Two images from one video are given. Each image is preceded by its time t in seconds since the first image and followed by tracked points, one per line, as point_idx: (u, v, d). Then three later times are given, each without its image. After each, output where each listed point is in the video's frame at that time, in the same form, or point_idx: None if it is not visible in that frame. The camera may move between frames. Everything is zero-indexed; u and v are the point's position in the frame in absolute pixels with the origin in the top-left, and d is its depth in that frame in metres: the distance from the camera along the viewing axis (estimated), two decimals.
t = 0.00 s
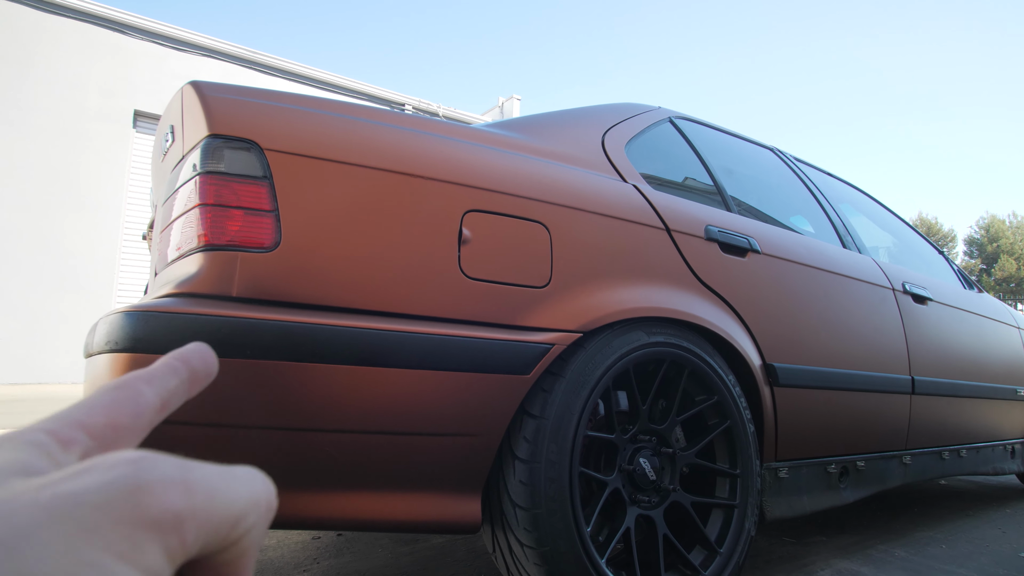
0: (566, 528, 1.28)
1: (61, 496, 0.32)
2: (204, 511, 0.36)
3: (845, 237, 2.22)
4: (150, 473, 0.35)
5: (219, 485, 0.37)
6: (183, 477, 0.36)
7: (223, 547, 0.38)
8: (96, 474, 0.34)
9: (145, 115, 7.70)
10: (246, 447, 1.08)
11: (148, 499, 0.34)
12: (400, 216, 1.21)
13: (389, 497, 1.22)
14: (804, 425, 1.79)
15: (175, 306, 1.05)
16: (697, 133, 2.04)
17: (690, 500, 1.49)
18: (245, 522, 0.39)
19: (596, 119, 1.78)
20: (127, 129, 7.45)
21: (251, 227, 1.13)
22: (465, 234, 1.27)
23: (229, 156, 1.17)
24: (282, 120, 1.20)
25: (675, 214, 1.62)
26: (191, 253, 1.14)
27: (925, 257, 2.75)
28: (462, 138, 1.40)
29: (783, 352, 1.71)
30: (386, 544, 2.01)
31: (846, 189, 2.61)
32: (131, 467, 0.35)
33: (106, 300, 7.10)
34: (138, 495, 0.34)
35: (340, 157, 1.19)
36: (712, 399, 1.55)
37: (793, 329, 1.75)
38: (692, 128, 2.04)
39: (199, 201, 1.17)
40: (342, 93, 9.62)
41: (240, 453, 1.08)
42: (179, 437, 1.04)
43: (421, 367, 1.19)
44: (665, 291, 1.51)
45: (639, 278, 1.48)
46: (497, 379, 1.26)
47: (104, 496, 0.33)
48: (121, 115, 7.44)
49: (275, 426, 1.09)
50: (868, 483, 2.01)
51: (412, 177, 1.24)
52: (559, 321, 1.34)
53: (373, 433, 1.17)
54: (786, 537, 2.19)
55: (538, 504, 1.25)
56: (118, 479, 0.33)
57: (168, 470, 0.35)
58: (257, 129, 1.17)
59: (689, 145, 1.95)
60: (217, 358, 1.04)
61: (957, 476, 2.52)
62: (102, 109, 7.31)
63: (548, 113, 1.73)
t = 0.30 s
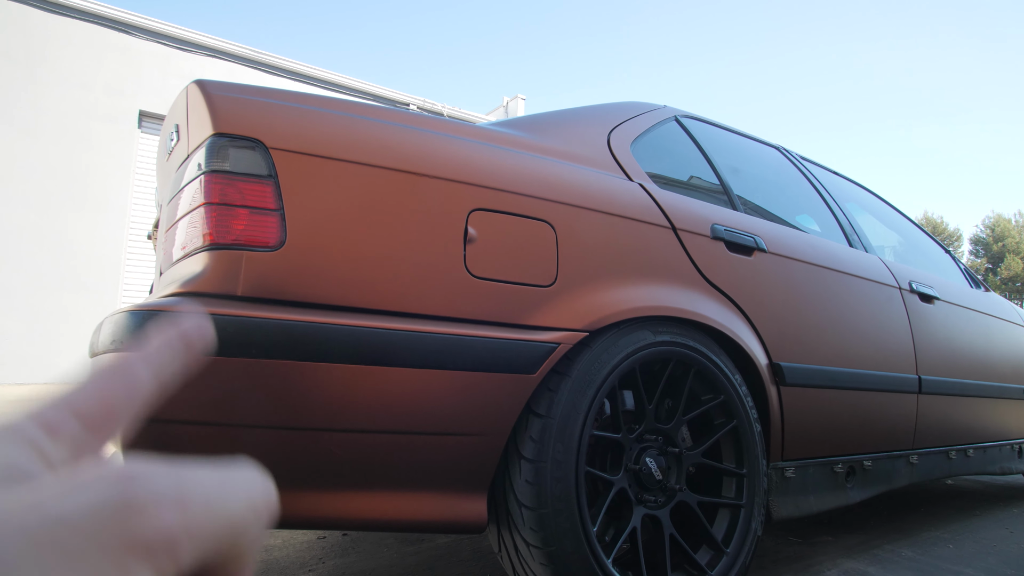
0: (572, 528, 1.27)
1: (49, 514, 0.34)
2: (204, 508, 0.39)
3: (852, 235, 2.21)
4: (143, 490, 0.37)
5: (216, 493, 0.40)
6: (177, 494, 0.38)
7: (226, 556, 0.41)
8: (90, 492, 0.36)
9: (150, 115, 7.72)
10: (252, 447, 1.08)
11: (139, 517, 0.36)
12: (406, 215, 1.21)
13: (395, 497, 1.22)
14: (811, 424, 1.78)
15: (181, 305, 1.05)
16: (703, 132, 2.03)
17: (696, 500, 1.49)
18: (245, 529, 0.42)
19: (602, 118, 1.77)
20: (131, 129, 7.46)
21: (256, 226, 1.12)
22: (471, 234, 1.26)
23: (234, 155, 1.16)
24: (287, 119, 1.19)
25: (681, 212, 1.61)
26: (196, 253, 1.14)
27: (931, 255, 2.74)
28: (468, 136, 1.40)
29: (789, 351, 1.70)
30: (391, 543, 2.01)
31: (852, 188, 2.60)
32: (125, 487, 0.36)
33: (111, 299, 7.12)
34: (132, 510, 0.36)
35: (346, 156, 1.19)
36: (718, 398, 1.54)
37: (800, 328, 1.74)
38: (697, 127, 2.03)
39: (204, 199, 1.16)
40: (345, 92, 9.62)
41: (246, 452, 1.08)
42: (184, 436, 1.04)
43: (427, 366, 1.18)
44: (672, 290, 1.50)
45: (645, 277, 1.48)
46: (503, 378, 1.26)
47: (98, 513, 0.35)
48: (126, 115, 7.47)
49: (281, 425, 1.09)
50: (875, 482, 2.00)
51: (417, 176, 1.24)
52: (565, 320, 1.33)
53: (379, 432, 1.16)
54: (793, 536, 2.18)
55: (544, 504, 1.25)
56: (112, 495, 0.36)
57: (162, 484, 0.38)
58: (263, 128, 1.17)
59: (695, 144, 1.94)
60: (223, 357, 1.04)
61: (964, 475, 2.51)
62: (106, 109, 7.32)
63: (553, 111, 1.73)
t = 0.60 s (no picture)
0: (580, 528, 1.27)
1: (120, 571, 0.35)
2: None
3: (862, 236, 2.19)
4: None
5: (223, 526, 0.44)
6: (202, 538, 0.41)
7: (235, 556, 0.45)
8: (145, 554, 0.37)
9: (158, 114, 7.76)
10: (261, 444, 1.08)
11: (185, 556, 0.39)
12: (414, 213, 1.21)
13: (403, 496, 1.21)
14: (820, 426, 1.77)
15: (192, 302, 1.05)
16: (712, 131, 2.02)
17: (704, 501, 1.48)
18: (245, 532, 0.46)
19: (610, 117, 1.76)
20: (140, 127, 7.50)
21: (267, 224, 1.12)
22: (480, 232, 1.26)
23: (245, 152, 1.17)
24: (297, 117, 1.19)
25: (690, 212, 1.60)
26: (207, 250, 1.14)
27: (942, 257, 2.72)
28: (477, 135, 1.39)
29: (799, 352, 1.69)
30: (397, 542, 2.01)
31: (862, 188, 2.58)
32: None
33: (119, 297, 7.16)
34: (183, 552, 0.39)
35: (356, 154, 1.19)
36: (727, 399, 1.53)
37: (810, 329, 1.73)
38: (706, 126, 2.02)
39: (215, 197, 1.17)
40: (352, 91, 9.63)
41: (255, 450, 1.08)
42: (195, 433, 1.04)
43: (436, 365, 1.18)
44: (681, 290, 1.49)
45: (654, 277, 1.47)
46: (512, 378, 1.26)
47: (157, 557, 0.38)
48: (134, 113, 7.50)
49: (291, 423, 1.09)
50: (884, 485, 1.98)
51: (426, 174, 1.24)
52: (574, 320, 1.33)
53: (388, 431, 1.16)
54: (800, 539, 2.17)
55: (553, 504, 1.25)
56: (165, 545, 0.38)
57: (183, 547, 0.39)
58: (273, 126, 1.17)
59: (704, 143, 1.93)
60: (234, 354, 1.04)
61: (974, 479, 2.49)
62: (115, 108, 7.37)
63: (563, 110, 1.72)
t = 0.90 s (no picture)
0: (584, 528, 1.27)
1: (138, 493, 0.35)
2: None
3: (867, 237, 2.18)
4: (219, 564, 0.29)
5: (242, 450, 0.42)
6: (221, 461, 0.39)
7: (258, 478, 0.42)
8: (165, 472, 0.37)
9: (163, 113, 7.78)
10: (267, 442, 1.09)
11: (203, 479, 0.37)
12: (420, 213, 1.21)
13: (407, 495, 1.22)
14: (825, 428, 1.76)
15: (198, 301, 1.05)
16: (717, 132, 2.02)
17: (709, 502, 1.48)
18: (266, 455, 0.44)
19: (616, 117, 1.76)
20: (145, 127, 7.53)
21: (273, 223, 1.13)
22: (485, 232, 1.26)
23: (252, 152, 1.17)
24: (304, 117, 1.19)
25: (695, 213, 1.60)
26: (213, 249, 1.14)
27: (947, 258, 2.71)
28: (483, 135, 1.40)
29: (804, 353, 1.69)
30: (401, 541, 2.01)
31: (867, 189, 2.57)
32: (201, 556, 0.29)
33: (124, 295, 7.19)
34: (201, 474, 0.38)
35: (362, 154, 1.19)
36: (732, 400, 1.53)
37: (815, 330, 1.72)
38: (711, 127, 2.02)
39: (221, 196, 1.17)
40: (357, 91, 9.64)
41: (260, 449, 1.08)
42: (201, 431, 1.05)
43: (441, 365, 1.18)
44: (686, 291, 1.49)
45: (659, 277, 1.47)
46: (516, 378, 1.26)
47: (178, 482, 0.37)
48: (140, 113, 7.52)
49: (296, 422, 1.09)
50: (889, 487, 1.98)
51: (431, 174, 1.24)
52: (578, 320, 1.33)
53: (392, 430, 1.16)
54: (804, 540, 2.17)
55: (557, 504, 1.25)
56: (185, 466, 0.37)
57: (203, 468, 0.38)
58: (279, 126, 1.17)
59: (709, 144, 1.93)
60: (240, 353, 1.04)
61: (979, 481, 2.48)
62: (121, 107, 7.39)
63: (568, 110, 1.72)
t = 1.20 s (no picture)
0: (582, 531, 1.26)
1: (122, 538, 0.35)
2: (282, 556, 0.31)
3: (868, 240, 2.18)
4: None
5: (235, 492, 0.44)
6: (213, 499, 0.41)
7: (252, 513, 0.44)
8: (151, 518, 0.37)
9: (164, 112, 7.79)
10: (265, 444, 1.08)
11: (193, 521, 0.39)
12: (420, 214, 1.21)
13: (406, 497, 1.21)
14: (824, 431, 1.76)
15: (197, 301, 1.05)
16: (718, 134, 2.02)
17: (708, 505, 1.48)
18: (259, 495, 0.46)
19: (617, 119, 1.76)
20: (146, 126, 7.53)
21: (272, 224, 1.12)
22: (485, 234, 1.26)
23: (251, 152, 1.17)
24: (304, 117, 1.19)
25: (696, 215, 1.59)
26: (212, 249, 1.14)
27: (947, 261, 2.71)
28: (483, 136, 1.39)
29: (804, 356, 1.68)
30: (399, 543, 2.00)
31: (868, 192, 2.57)
32: None
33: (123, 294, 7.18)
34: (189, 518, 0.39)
35: (362, 155, 1.19)
36: (732, 402, 1.53)
37: (815, 333, 1.72)
38: (712, 129, 2.02)
39: (220, 196, 1.17)
40: (357, 91, 9.63)
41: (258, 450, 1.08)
42: (199, 433, 1.04)
43: (440, 366, 1.18)
44: (686, 293, 1.49)
45: (659, 279, 1.47)
46: (515, 379, 1.25)
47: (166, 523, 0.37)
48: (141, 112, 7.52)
49: (294, 424, 1.09)
50: (888, 490, 1.98)
51: (431, 175, 1.24)
52: (578, 322, 1.33)
53: (391, 432, 1.16)
54: (803, 543, 2.16)
55: (556, 507, 1.24)
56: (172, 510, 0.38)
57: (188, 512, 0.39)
58: (279, 126, 1.17)
59: (710, 146, 1.93)
60: (238, 354, 1.04)
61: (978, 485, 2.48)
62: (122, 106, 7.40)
63: (569, 112, 1.72)
